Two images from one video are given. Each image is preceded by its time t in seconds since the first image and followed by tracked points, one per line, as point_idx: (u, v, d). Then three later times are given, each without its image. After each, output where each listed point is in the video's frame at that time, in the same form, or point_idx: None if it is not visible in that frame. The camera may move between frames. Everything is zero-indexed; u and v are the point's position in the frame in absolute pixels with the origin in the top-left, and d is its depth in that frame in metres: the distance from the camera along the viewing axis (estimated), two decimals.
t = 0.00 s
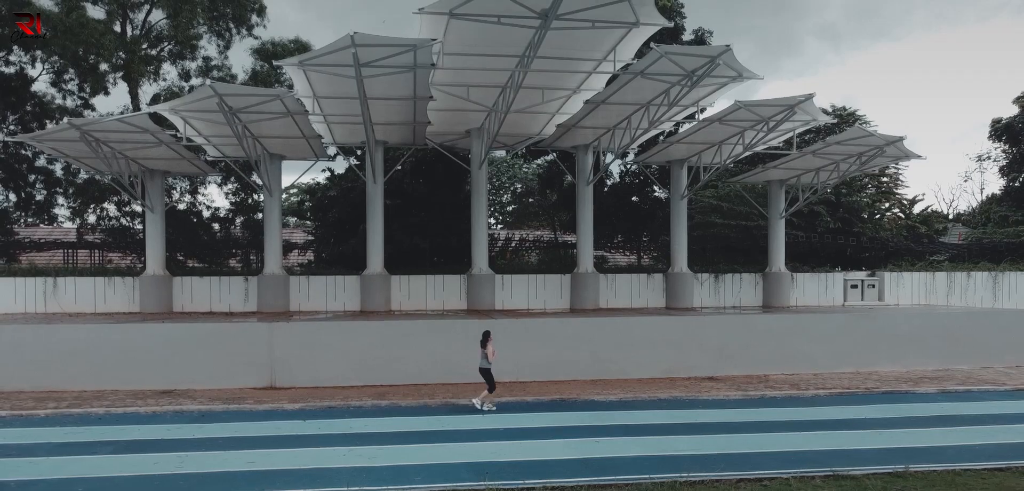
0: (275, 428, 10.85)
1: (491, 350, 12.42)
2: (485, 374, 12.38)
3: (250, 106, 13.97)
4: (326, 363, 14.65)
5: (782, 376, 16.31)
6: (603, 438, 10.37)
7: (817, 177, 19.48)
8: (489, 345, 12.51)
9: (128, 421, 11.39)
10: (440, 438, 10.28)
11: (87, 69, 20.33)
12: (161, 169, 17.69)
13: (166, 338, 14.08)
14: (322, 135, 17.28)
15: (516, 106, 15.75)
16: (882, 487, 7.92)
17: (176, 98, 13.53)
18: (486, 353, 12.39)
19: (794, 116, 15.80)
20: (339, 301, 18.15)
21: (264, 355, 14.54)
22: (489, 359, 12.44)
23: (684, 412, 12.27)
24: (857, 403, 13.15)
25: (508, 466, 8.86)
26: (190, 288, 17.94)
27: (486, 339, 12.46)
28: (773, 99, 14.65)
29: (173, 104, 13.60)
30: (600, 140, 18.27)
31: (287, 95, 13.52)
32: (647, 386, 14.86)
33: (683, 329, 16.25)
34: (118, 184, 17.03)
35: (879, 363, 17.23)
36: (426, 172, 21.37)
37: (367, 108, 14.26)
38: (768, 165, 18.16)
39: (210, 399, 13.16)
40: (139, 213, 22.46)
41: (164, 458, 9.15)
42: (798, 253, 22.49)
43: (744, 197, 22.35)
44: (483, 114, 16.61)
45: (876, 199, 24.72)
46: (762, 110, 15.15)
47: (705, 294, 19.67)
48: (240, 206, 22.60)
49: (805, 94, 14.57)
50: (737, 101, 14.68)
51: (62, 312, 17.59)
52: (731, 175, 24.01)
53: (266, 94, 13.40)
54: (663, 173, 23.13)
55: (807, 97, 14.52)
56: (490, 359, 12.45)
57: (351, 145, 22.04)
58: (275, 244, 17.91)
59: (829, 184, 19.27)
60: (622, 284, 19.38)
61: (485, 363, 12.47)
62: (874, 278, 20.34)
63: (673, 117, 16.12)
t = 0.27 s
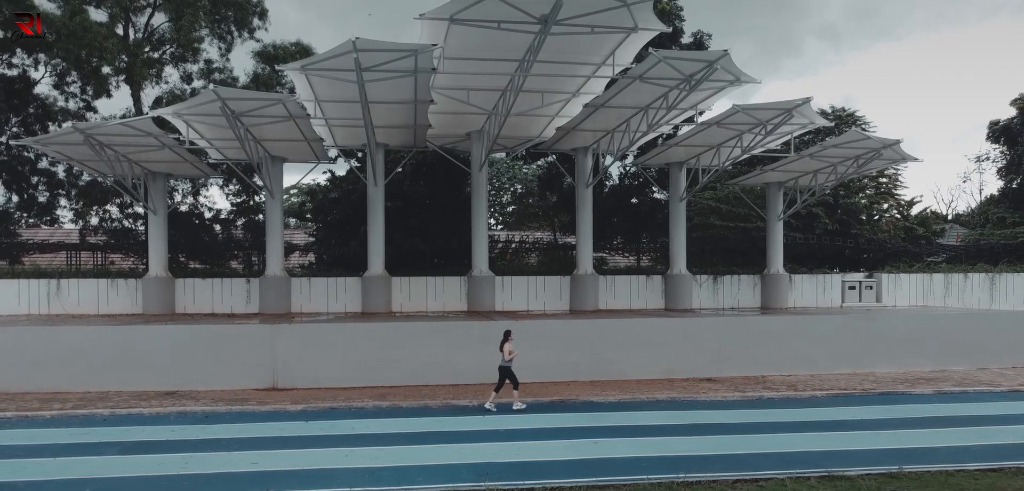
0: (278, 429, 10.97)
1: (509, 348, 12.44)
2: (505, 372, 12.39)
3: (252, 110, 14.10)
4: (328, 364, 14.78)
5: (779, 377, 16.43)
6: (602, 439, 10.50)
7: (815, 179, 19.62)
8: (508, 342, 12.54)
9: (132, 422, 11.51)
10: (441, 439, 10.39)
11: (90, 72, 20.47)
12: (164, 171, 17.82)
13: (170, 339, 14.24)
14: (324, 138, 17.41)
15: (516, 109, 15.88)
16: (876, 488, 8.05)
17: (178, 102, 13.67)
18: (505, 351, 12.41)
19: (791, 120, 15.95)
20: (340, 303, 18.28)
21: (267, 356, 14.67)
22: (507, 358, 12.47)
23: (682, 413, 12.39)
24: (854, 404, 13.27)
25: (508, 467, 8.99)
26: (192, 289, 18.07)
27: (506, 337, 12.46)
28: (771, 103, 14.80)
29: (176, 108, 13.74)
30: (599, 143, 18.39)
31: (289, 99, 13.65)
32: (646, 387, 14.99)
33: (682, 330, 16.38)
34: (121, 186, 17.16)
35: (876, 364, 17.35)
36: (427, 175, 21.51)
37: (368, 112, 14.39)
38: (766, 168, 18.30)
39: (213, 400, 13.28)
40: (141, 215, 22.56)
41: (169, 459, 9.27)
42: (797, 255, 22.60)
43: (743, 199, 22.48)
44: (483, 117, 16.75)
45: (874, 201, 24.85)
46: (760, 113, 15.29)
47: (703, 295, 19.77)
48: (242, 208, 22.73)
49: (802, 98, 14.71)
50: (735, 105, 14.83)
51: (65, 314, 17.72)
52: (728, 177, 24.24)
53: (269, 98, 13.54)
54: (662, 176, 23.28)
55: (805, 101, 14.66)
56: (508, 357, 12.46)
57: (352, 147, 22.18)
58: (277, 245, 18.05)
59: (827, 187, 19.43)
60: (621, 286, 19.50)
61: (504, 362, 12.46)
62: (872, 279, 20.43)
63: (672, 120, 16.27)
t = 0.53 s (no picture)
0: (281, 430, 11.11)
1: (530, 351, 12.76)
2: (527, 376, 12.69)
3: (254, 114, 14.25)
4: (329, 365, 14.91)
5: (777, 378, 16.56)
6: (601, 440, 10.64)
7: (813, 182, 19.76)
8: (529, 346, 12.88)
9: (137, 424, 11.65)
10: (442, 440, 10.52)
11: (94, 76, 20.61)
12: (167, 174, 17.95)
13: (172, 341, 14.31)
14: (325, 141, 17.56)
15: (516, 112, 16.02)
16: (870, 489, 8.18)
17: (181, 106, 13.81)
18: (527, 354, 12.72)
19: (789, 123, 16.10)
20: (341, 304, 18.42)
21: (269, 357, 14.80)
22: (529, 362, 12.77)
23: (680, 414, 12.52)
24: (850, 405, 13.40)
25: (508, 468, 9.12)
26: (194, 291, 18.20)
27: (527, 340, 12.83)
28: (769, 107, 14.95)
29: (178, 112, 13.89)
30: (598, 146, 18.54)
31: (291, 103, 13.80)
32: (645, 388, 15.11)
33: (680, 332, 16.51)
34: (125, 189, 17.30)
35: (873, 365, 17.47)
36: (427, 178, 21.68)
37: (369, 116, 14.53)
38: (764, 171, 18.45)
39: (216, 401, 13.42)
40: (144, 217, 22.65)
41: (174, 460, 9.41)
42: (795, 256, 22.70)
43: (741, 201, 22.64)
44: (483, 120, 16.89)
45: (872, 203, 24.96)
46: (758, 117, 15.45)
47: (702, 296, 19.94)
48: (243, 210, 22.85)
49: (799, 102, 14.87)
50: (733, 109, 14.98)
51: (69, 315, 17.85)
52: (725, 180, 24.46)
53: (271, 102, 13.69)
54: (662, 179, 23.44)
55: (802, 105, 14.81)
56: (530, 360, 12.77)
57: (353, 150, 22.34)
58: (279, 247, 18.19)
59: (825, 189, 19.58)
60: (621, 287, 19.63)
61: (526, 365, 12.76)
62: (869, 281, 20.54)
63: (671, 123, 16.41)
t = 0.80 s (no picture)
0: (284, 432, 11.24)
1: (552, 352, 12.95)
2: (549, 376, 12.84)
3: (257, 118, 14.39)
4: (331, 367, 15.05)
5: (775, 379, 16.69)
6: (600, 441, 10.77)
7: (811, 184, 19.90)
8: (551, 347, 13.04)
9: (141, 425, 11.78)
10: (443, 441, 10.66)
11: (96, 79, 20.74)
12: (169, 176, 18.08)
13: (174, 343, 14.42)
14: (326, 144, 17.70)
15: (516, 116, 16.16)
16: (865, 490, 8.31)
17: (184, 110, 13.95)
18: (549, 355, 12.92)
19: (787, 126, 16.24)
20: (342, 306, 18.56)
21: (271, 359, 14.93)
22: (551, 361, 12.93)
23: (678, 416, 12.65)
24: (847, 406, 13.53)
25: (508, 469, 9.25)
26: (196, 293, 18.33)
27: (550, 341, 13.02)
28: (767, 110, 15.10)
29: (181, 116, 14.02)
30: (598, 148, 18.67)
31: (293, 108, 13.94)
32: (644, 389, 15.25)
33: (679, 334, 16.64)
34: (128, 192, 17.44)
35: (870, 367, 17.60)
36: (428, 180, 21.81)
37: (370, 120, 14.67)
38: (763, 173, 18.60)
39: (219, 402, 13.55)
40: (146, 219, 22.78)
41: (179, 461, 9.54)
42: (794, 258, 22.81)
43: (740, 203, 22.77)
44: (483, 124, 17.02)
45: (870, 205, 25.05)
46: (756, 120, 15.59)
47: (701, 298, 20.12)
48: (245, 212, 22.97)
49: (797, 105, 15.01)
50: (731, 113, 15.13)
51: (72, 317, 17.99)
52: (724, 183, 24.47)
53: (273, 107, 13.84)
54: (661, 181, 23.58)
55: (799, 108, 14.95)
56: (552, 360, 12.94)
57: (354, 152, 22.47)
58: (280, 249, 18.33)
59: (823, 191, 19.73)
60: (620, 289, 19.78)
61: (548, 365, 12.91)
62: (867, 282, 20.67)
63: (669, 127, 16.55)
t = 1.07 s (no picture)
0: (286, 433, 11.38)
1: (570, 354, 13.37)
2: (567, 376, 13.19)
3: (259, 122, 14.54)
4: (332, 368, 15.18)
5: (773, 381, 16.82)
6: (599, 442, 10.91)
7: (809, 187, 20.04)
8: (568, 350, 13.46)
9: (145, 426, 11.92)
10: (444, 442, 10.79)
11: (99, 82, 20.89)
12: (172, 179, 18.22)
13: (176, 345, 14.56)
14: (328, 147, 17.84)
15: (516, 119, 16.30)
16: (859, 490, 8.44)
17: (187, 114, 14.10)
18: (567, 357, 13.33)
19: (784, 130, 16.38)
20: (343, 307, 18.70)
21: (273, 361, 15.06)
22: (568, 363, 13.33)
23: (676, 417, 12.78)
24: (844, 408, 13.67)
25: (508, 470, 9.39)
26: (199, 294, 18.48)
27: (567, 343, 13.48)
28: (764, 114, 15.24)
29: (184, 120, 14.17)
30: (597, 151, 18.80)
31: (295, 112, 14.09)
32: (643, 391, 15.38)
33: (677, 335, 16.78)
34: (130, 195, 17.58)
35: (867, 368, 17.72)
36: (428, 182, 21.94)
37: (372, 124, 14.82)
38: (761, 176, 18.74)
39: (222, 404, 13.69)
40: (149, 220, 22.83)
41: (183, 462, 9.68)
42: (792, 260, 22.99)
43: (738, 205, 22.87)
44: (483, 127, 17.16)
45: (867, 207, 24.89)
46: (754, 124, 15.72)
47: (699, 299, 20.27)
48: (247, 214, 23.10)
49: (794, 109, 15.16)
50: (729, 117, 15.27)
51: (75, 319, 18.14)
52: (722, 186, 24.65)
53: (275, 111, 13.99)
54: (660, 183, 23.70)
55: (797, 112, 15.09)
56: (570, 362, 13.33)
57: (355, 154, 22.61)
58: (282, 251, 18.46)
59: (820, 194, 19.87)
60: (619, 290, 19.93)
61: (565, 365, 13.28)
62: (865, 284, 20.84)
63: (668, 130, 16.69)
